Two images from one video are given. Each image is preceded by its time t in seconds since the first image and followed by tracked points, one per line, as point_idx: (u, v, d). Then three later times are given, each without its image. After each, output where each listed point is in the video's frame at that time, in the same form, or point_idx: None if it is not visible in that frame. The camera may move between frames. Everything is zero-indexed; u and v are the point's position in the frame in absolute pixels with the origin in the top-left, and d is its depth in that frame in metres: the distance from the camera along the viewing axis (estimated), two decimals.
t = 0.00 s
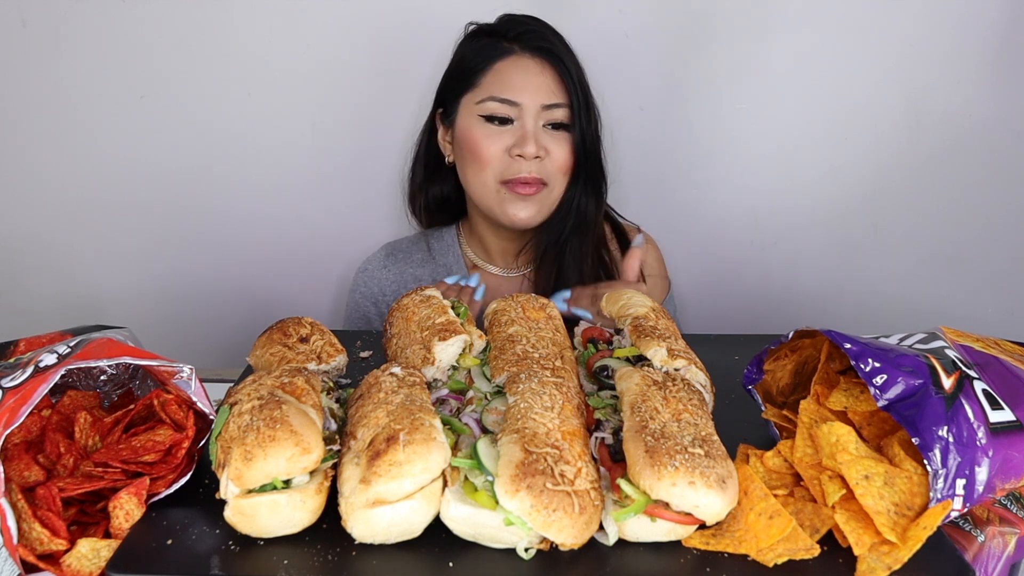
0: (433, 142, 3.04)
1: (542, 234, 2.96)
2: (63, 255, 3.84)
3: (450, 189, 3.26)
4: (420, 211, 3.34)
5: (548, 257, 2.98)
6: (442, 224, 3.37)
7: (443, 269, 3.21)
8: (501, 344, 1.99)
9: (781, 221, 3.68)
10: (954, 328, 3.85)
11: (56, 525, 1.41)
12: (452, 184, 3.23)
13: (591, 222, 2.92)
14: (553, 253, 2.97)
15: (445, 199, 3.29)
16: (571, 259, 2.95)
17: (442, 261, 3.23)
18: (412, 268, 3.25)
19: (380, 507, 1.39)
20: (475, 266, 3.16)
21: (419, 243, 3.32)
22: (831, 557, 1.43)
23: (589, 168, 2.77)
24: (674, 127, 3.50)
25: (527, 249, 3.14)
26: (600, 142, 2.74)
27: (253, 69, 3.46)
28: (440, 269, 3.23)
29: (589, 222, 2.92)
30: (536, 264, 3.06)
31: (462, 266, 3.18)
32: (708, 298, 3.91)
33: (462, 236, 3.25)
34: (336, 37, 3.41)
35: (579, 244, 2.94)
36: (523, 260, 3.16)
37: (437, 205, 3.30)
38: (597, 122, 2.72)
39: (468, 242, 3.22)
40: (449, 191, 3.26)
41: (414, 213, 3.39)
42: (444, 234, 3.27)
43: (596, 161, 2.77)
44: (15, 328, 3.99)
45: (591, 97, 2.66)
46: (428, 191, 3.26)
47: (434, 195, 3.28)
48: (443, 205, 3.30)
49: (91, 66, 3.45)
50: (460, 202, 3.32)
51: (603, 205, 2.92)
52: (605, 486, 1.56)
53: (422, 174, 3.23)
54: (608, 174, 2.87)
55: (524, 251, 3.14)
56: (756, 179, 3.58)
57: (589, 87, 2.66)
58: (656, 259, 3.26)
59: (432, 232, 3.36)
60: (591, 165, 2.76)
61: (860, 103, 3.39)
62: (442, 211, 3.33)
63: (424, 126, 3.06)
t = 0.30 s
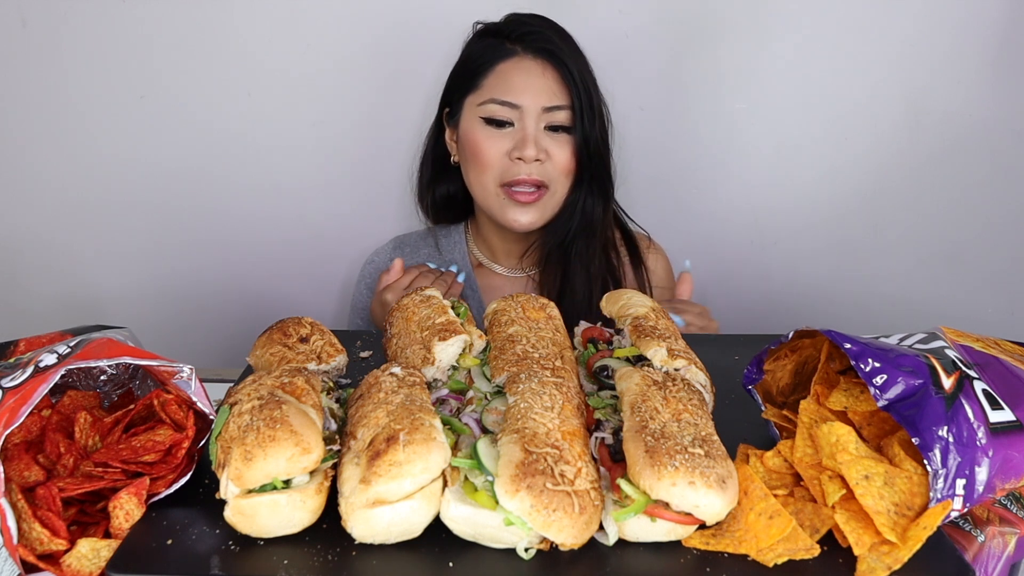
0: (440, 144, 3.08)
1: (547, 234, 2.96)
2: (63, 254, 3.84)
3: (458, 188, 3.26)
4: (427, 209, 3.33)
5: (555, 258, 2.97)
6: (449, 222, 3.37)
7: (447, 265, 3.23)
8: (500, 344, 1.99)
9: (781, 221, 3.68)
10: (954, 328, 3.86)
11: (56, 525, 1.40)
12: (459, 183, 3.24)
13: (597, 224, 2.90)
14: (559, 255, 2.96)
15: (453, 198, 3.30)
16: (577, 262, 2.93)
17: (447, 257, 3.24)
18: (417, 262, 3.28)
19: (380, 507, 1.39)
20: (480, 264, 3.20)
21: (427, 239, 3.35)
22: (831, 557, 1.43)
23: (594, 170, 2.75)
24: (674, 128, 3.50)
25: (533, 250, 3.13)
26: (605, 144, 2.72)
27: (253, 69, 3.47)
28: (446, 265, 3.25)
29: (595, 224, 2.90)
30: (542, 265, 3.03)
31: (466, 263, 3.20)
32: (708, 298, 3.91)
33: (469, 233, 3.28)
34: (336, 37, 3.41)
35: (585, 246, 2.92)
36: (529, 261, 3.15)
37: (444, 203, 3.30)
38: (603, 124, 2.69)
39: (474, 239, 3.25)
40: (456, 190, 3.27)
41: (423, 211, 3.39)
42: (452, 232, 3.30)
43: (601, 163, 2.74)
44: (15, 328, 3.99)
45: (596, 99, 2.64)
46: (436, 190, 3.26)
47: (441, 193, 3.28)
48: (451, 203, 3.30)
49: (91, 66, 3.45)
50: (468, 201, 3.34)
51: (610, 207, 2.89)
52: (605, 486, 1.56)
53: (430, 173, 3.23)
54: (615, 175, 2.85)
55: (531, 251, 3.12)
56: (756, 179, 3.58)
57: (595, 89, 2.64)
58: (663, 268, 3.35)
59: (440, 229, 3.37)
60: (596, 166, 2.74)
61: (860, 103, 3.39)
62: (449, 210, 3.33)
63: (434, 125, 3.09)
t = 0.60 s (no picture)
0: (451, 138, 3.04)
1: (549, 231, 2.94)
2: (63, 255, 3.84)
3: (466, 183, 3.26)
4: (435, 201, 3.34)
5: (559, 257, 2.95)
6: (456, 216, 3.38)
7: (455, 260, 3.25)
8: (500, 344, 1.99)
9: (781, 222, 3.68)
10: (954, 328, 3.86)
11: (56, 525, 1.40)
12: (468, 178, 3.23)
13: (602, 224, 2.88)
14: (561, 253, 2.95)
15: (461, 192, 3.30)
16: (579, 261, 2.92)
17: (456, 252, 3.27)
18: (425, 255, 3.29)
19: (380, 507, 1.39)
20: (486, 262, 3.23)
21: (433, 233, 3.36)
22: (831, 557, 1.43)
23: (599, 168, 2.74)
24: (675, 128, 3.50)
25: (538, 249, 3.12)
26: (609, 143, 2.70)
27: (253, 69, 3.47)
28: (453, 258, 3.26)
29: (600, 223, 2.89)
30: (545, 263, 3.02)
31: (472, 260, 3.23)
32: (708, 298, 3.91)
33: (476, 228, 3.30)
34: (336, 37, 3.41)
35: (587, 245, 2.91)
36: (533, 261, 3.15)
37: (451, 197, 3.31)
38: (608, 122, 2.67)
39: (480, 234, 3.26)
40: (464, 185, 3.27)
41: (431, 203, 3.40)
42: (460, 226, 3.32)
43: (604, 162, 2.73)
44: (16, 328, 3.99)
45: (599, 96, 2.62)
46: (444, 183, 3.26)
47: (450, 186, 3.28)
48: (458, 198, 3.30)
49: (91, 66, 3.45)
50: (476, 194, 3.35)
51: (615, 207, 2.87)
52: (605, 486, 1.56)
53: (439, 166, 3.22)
54: (621, 175, 2.83)
55: (532, 250, 3.11)
56: (756, 179, 3.58)
57: (600, 86, 2.63)
58: (671, 275, 3.34)
59: (446, 223, 3.39)
60: (599, 165, 2.73)
61: (859, 104, 3.39)
62: (456, 204, 3.34)
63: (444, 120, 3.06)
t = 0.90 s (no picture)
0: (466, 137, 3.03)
1: (564, 231, 2.95)
2: (63, 255, 3.84)
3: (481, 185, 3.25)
4: (448, 204, 3.33)
5: (576, 257, 2.96)
6: (469, 218, 3.37)
7: (467, 261, 3.25)
8: (500, 344, 1.99)
9: (781, 222, 3.68)
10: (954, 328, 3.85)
11: (56, 525, 1.40)
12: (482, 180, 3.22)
13: (618, 222, 2.88)
14: (577, 253, 2.96)
15: (475, 194, 3.29)
16: (595, 261, 2.93)
17: (468, 252, 3.27)
18: (436, 254, 3.29)
19: (380, 507, 1.39)
20: (499, 262, 3.23)
21: (445, 232, 3.36)
22: (831, 557, 1.43)
23: (613, 166, 2.74)
24: (675, 128, 3.50)
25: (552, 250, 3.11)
26: (623, 140, 2.69)
27: (253, 69, 3.47)
28: (465, 259, 3.26)
29: (616, 222, 2.89)
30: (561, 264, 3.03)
31: (485, 260, 3.23)
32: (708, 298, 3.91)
33: (489, 229, 3.29)
34: (335, 37, 3.41)
35: (603, 244, 2.92)
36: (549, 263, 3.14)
37: (465, 200, 3.30)
38: (622, 119, 2.66)
39: (494, 235, 3.26)
40: (478, 187, 3.26)
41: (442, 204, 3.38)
42: (473, 226, 3.32)
43: (618, 159, 2.72)
44: (16, 328, 3.99)
45: (611, 92, 2.61)
46: (458, 186, 3.26)
47: (464, 189, 3.28)
48: (472, 200, 3.30)
49: (91, 66, 3.45)
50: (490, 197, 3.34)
51: (632, 206, 2.87)
52: (605, 486, 1.56)
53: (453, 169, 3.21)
54: (637, 173, 2.82)
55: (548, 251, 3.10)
56: (756, 179, 3.58)
57: (612, 82, 2.61)
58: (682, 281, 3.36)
59: (458, 223, 3.38)
60: (613, 162, 2.73)
61: (859, 104, 3.39)
62: (471, 206, 3.33)
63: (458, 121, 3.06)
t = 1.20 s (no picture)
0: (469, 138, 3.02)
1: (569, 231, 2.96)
2: (63, 255, 3.84)
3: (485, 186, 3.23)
4: (454, 205, 3.32)
5: (582, 256, 2.98)
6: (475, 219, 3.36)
7: (472, 261, 3.27)
8: (500, 344, 1.99)
9: (781, 221, 3.68)
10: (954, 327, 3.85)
11: (56, 525, 1.40)
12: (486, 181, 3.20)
13: (624, 222, 2.88)
14: (583, 253, 2.97)
15: (480, 195, 3.28)
16: (601, 261, 2.94)
17: (473, 253, 3.28)
18: (440, 255, 3.31)
19: (380, 507, 1.39)
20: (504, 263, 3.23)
21: (449, 232, 3.38)
22: (831, 557, 1.43)
23: (617, 165, 2.73)
24: (675, 128, 3.50)
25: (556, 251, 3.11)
26: (626, 138, 2.68)
27: (253, 69, 3.47)
28: (470, 260, 3.28)
29: (621, 221, 2.88)
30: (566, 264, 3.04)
31: (490, 261, 3.24)
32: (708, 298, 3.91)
33: (494, 229, 3.30)
34: (335, 37, 3.42)
35: (609, 244, 2.93)
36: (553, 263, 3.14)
37: (470, 201, 3.28)
38: (624, 117, 2.65)
39: (499, 236, 3.27)
40: (484, 188, 3.24)
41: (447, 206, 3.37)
42: (478, 225, 3.33)
43: (622, 158, 2.71)
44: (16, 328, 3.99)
45: (613, 90, 2.59)
46: (462, 186, 3.24)
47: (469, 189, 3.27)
48: (477, 201, 3.28)
49: (91, 65, 3.45)
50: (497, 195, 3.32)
51: (637, 204, 2.86)
52: (605, 486, 1.56)
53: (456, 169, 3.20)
54: (641, 171, 2.81)
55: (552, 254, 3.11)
56: (756, 179, 3.58)
57: (612, 80, 2.59)
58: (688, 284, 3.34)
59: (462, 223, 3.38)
60: (617, 162, 2.72)
61: (859, 104, 3.39)
62: (476, 206, 3.31)
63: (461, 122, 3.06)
